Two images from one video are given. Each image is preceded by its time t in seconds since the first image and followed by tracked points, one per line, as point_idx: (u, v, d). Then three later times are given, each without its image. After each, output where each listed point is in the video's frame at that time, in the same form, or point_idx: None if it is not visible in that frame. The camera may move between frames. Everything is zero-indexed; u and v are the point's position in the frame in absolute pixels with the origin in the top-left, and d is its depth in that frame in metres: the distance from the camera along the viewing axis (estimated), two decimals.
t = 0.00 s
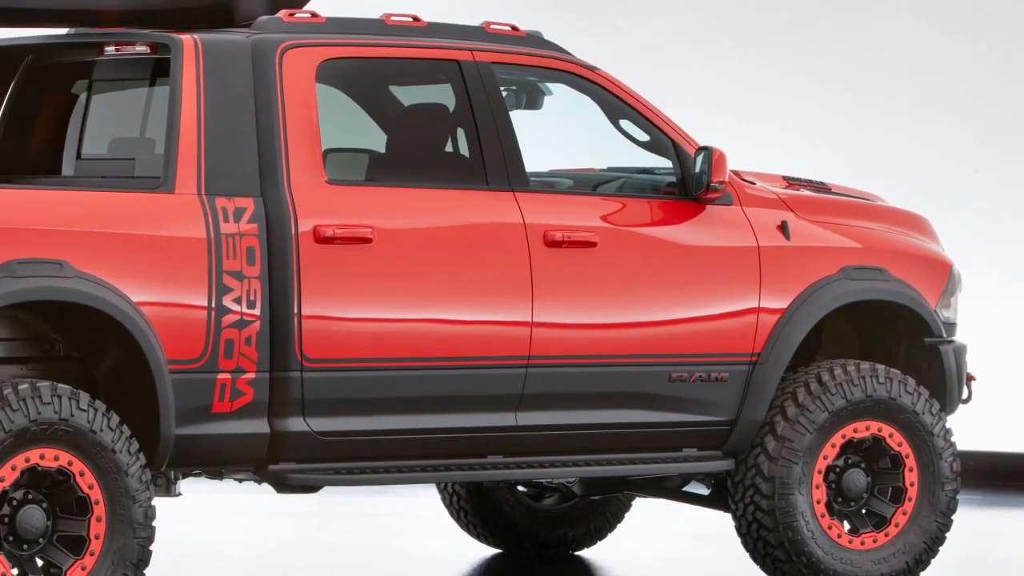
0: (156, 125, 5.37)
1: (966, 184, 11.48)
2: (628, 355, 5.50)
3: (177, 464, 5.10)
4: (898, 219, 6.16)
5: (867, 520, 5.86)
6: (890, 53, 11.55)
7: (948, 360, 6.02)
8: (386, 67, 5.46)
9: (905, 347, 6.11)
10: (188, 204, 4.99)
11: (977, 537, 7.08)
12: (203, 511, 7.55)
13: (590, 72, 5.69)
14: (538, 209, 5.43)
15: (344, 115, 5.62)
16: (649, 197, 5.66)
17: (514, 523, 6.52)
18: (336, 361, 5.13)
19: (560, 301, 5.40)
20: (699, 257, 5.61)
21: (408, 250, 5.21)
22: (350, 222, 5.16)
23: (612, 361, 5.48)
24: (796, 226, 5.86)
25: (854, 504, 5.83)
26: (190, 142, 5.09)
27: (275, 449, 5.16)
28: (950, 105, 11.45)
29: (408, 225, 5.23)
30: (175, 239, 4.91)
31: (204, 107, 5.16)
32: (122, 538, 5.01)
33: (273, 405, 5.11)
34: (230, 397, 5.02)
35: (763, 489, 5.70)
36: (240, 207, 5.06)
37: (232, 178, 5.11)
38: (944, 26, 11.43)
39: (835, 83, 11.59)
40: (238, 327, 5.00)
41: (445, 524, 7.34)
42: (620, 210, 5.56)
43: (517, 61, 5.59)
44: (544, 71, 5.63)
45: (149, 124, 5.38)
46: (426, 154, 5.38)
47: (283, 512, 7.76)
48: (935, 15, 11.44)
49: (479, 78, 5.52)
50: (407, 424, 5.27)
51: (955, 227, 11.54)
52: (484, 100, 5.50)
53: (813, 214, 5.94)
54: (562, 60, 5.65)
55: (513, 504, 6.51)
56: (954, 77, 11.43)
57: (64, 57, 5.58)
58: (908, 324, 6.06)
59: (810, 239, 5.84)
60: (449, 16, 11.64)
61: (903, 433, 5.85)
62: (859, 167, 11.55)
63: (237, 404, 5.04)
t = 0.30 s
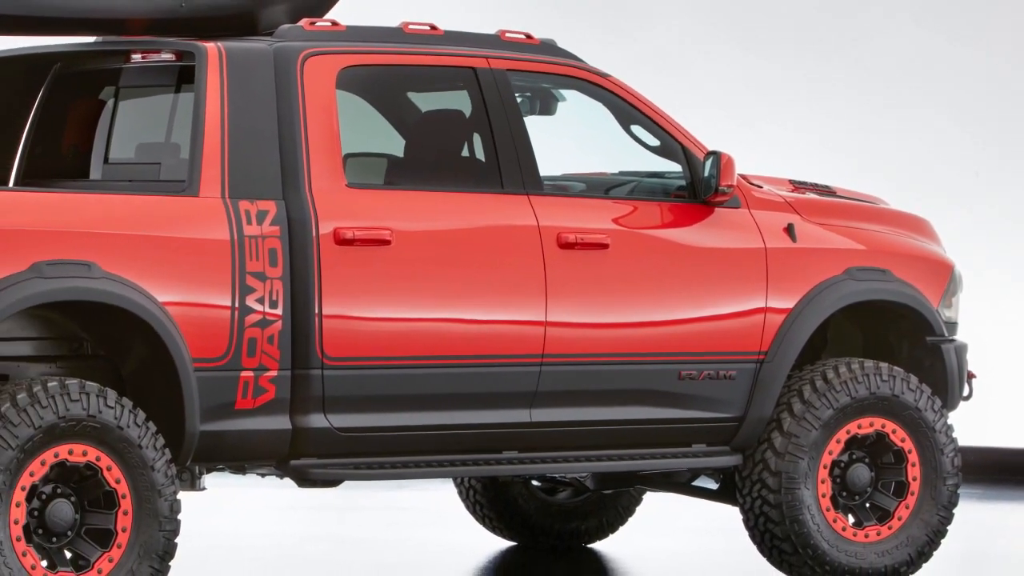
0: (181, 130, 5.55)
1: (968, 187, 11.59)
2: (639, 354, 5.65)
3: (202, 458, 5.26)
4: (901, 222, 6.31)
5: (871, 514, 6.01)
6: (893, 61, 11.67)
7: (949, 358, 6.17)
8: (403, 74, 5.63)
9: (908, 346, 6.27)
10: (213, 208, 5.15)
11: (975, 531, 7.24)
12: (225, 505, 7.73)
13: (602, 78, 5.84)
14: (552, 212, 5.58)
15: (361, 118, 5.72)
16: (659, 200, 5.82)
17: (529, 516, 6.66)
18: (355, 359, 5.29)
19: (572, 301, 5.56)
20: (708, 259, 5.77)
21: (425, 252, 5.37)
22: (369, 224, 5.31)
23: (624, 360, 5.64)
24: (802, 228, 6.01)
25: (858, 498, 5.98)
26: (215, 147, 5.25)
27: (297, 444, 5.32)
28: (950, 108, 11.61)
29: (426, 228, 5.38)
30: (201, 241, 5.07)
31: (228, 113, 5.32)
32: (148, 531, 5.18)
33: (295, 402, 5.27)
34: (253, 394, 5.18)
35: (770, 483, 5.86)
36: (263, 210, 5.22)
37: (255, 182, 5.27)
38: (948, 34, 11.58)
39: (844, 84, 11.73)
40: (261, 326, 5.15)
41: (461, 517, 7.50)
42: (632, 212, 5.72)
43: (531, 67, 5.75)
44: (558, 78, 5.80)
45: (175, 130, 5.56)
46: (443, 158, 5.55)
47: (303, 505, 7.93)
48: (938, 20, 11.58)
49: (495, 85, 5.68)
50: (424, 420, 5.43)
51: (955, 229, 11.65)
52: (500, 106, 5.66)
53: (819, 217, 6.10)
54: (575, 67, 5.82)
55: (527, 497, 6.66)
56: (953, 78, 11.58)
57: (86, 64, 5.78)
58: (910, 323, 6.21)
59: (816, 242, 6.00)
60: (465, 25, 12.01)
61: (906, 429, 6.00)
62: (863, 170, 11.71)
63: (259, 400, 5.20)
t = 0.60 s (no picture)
0: (205, 134, 5.70)
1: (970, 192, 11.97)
2: (649, 352, 5.82)
3: (228, 453, 5.43)
4: (904, 225, 6.47)
5: (876, 507, 6.17)
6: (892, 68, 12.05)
7: (950, 356, 6.34)
8: (421, 81, 5.79)
9: (911, 345, 6.43)
10: (237, 210, 5.31)
11: (976, 525, 7.39)
12: (251, 499, 7.93)
13: (614, 85, 5.99)
14: (566, 214, 5.75)
15: (381, 124, 5.97)
16: (670, 203, 5.98)
17: (543, 511, 6.82)
18: (375, 356, 5.45)
19: (585, 301, 5.73)
20: (717, 260, 5.93)
21: (443, 253, 5.53)
22: (388, 227, 5.47)
23: (635, 358, 5.80)
24: (808, 230, 6.17)
25: (862, 492, 6.14)
26: (239, 152, 5.41)
27: (319, 440, 5.49)
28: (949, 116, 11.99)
29: (442, 230, 5.54)
30: (225, 243, 5.23)
31: (252, 119, 5.48)
32: (174, 524, 5.35)
33: (316, 399, 5.43)
34: (276, 391, 5.35)
35: (777, 478, 6.02)
36: (285, 213, 5.38)
37: (278, 186, 5.43)
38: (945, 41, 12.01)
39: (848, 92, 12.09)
40: (283, 325, 5.32)
41: (479, 511, 7.68)
42: (643, 215, 5.89)
43: (546, 75, 5.91)
44: (572, 85, 5.96)
45: (200, 134, 5.72)
46: (460, 162, 5.71)
47: (326, 499, 8.13)
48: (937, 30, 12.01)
49: (510, 92, 5.84)
50: (442, 416, 5.60)
51: (955, 230, 12.06)
52: (515, 112, 5.83)
53: (825, 220, 6.26)
54: (588, 74, 5.97)
55: (542, 492, 6.81)
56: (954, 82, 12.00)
57: (116, 72, 5.97)
58: (913, 323, 6.38)
59: (822, 244, 6.15)
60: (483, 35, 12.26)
61: (909, 425, 6.17)
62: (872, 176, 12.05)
63: (282, 397, 5.37)
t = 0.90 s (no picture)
0: (230, 139, 5.86)
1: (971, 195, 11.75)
2: (661, 351, 6.00)
3: (252, 449, 5.57)
4: (907, 227, 6.64)
5: (879, 501, 6.35)
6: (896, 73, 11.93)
7: (951, 355, 6.51)
8: (440, 88, 5.98)
9: (914, 344, 6.61)
10: (261, 213, 5.46)
11: (976, 517, 7.54)
12: (274, 493, 8.13)
13: (626, 92, 6.18)
14: (579, 217, 5.93)
15: (401, 130, 6.10)
16: (680, 206, 6.16)
17: (558, 504, 6.99)
18: (395, 354, 5.61)
19: (599, 301, 5.90)
20: (725, 262, 6.11)
21: (460, 254, 5.70)
22: (408, 229, 5.64)
23: (646, 356, 5.98)
24: (814, 233, 6.34)
25: (866, 486, 6.32)
26: (263, 156, 5.57)
27: (340, 435, 5.65)
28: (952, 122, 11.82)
29: (460, 232, 5.71)
30: (250, 244, 5.38)
31: (275, 124, 5.65)
32: (200, 517, 5.53)
33: (338, 396, 5.59)
34: (299, 388, 5.50)
35: (784, 472, 6.19)
36: (308, 215, 5.54)
37: (300, 190, 5.59)
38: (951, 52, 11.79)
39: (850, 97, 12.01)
40: (306, 324, 5.47)
41: (495, 505, 7.86)
42: (655, 218, 6.06)
43: (560, 82, 6.10)
44: (585, 92, 6.14)
45: (225, 140, 5.88)
46: (478, 167, 5.88)
47: (347, 493, 8.32)
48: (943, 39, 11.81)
49: (525, 98, 6.02)
50: (458, 412, 5.76)
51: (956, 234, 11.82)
52: (530, 118, 6.01)
53: (831, 223, 6.43)
54: (601, 81, 6.15)
55: (556, 486, 6.98)
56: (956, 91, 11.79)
57: (146, 79, 6.16)
58: (915, 323, 6.56)
59: (828, 246, 6.33)
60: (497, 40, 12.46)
61: (912, 422, 6.35)
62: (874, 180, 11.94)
63: (305, 394, 5.52)
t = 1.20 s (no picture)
0: (255, 144, 6.04)
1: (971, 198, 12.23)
2: (671, 349, 6.19)
3: (277, 443, 5.73)
4: (910, 229, 6.82)
5: (883, 494, 6.55)
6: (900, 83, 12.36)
7: (953, 353, 6.69)
8: (458, 95, 6.16)
9: (917, 343, 6.80)
10: (285, 215, 5.64)
11: (977, 510, 7.74)
12: (298, 486, 8.36)
13: (638, 99, 6.38)
14: (593, 220, 6.11)
15: (422, 135, 6.19)
16: (690, 209, 6.35)
17: (571, 497, 7.17)
18: (414, 353, 5.78)
19: (612, 301, 6.08)
20: (734, 263, 6.30)
21: (478, 256, 5.87)
22: (427, 231, 5.81)
23: (657, 354, 6.17)
24: (820, 235, 6.53)
25: (870, 480, 6.52)
26: (287, 161, 5.75)
27: (362, 431, 5.82)
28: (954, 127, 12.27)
29: (477, 234, 5.89)
30: (274, 246, 5.55)
31: (299, 131, 5.82)
32: (227, 510, 5.72)
33: (360, 393, 5.77)
34: (322, 385, 5.67)
35: (791, 466, 6.38)
36: (330, 218, 5.72)
37: (323, 193, 5.76)
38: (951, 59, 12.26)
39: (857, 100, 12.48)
40: (329, 324, 5.64)
41: (511, 498, 8.07)
42: (666, 221, 6.25)
43: (575, 89, 6.29)
44: (599, 99, 6.33)
45: (250, 144, 6.06)
46: (495, 172, 6.07)
47: (368, 486, 8.54)
48: (944, 49, 12.27)
49: (541, 105, 6.21)
50: (477, 408, 5.93)
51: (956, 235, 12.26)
52: (546, 124, 6.20)
53: (836, 225, 6.62)
54: (613, 88, 6.34)
55: (570, 480, 7.17)
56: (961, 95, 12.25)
57: (174, 87, 6.39)
58: (918, 322, 6.75)
59: (834, 248, 6.52)
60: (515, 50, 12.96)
61: (915, 418, 6.54)
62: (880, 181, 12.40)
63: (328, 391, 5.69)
